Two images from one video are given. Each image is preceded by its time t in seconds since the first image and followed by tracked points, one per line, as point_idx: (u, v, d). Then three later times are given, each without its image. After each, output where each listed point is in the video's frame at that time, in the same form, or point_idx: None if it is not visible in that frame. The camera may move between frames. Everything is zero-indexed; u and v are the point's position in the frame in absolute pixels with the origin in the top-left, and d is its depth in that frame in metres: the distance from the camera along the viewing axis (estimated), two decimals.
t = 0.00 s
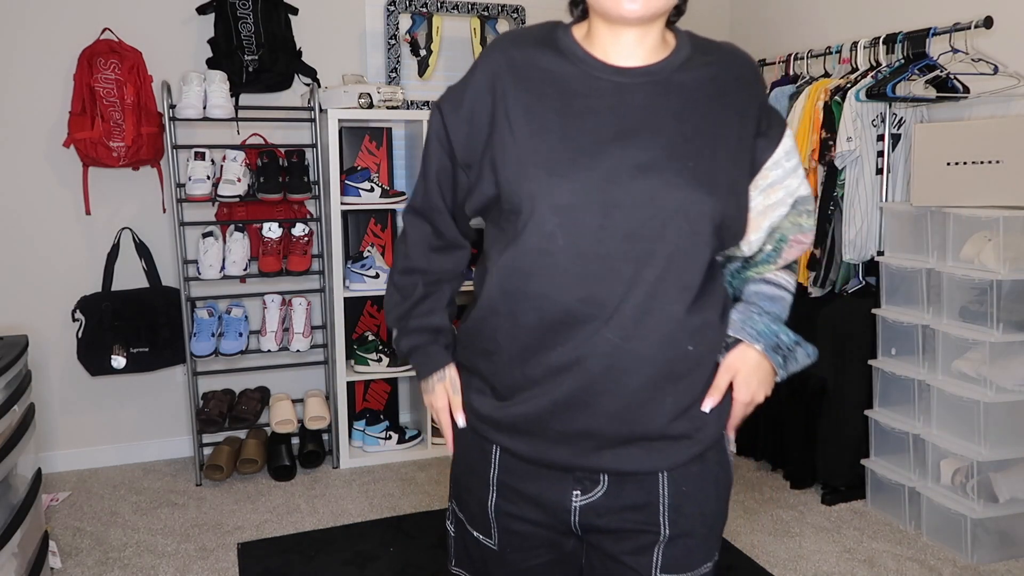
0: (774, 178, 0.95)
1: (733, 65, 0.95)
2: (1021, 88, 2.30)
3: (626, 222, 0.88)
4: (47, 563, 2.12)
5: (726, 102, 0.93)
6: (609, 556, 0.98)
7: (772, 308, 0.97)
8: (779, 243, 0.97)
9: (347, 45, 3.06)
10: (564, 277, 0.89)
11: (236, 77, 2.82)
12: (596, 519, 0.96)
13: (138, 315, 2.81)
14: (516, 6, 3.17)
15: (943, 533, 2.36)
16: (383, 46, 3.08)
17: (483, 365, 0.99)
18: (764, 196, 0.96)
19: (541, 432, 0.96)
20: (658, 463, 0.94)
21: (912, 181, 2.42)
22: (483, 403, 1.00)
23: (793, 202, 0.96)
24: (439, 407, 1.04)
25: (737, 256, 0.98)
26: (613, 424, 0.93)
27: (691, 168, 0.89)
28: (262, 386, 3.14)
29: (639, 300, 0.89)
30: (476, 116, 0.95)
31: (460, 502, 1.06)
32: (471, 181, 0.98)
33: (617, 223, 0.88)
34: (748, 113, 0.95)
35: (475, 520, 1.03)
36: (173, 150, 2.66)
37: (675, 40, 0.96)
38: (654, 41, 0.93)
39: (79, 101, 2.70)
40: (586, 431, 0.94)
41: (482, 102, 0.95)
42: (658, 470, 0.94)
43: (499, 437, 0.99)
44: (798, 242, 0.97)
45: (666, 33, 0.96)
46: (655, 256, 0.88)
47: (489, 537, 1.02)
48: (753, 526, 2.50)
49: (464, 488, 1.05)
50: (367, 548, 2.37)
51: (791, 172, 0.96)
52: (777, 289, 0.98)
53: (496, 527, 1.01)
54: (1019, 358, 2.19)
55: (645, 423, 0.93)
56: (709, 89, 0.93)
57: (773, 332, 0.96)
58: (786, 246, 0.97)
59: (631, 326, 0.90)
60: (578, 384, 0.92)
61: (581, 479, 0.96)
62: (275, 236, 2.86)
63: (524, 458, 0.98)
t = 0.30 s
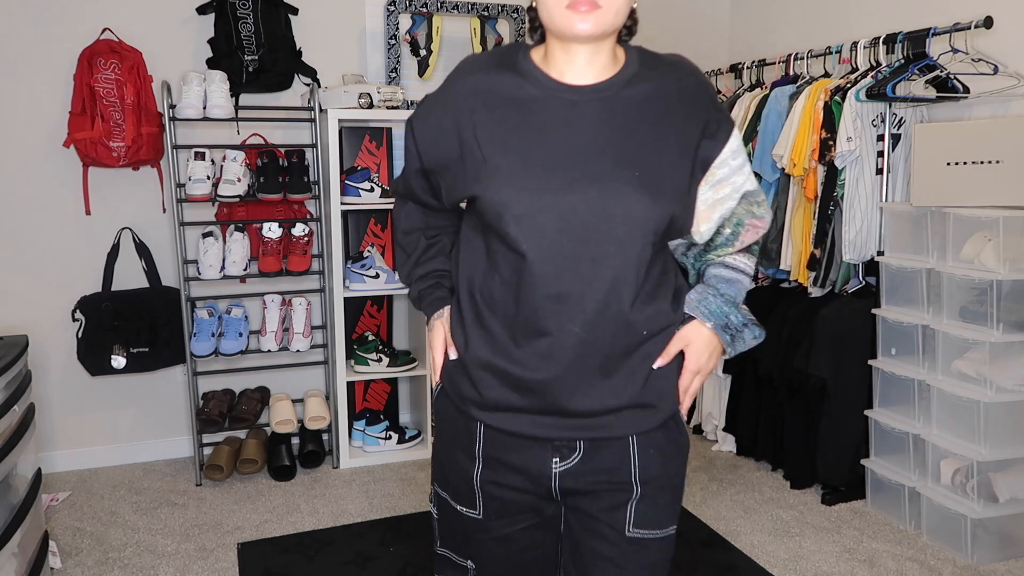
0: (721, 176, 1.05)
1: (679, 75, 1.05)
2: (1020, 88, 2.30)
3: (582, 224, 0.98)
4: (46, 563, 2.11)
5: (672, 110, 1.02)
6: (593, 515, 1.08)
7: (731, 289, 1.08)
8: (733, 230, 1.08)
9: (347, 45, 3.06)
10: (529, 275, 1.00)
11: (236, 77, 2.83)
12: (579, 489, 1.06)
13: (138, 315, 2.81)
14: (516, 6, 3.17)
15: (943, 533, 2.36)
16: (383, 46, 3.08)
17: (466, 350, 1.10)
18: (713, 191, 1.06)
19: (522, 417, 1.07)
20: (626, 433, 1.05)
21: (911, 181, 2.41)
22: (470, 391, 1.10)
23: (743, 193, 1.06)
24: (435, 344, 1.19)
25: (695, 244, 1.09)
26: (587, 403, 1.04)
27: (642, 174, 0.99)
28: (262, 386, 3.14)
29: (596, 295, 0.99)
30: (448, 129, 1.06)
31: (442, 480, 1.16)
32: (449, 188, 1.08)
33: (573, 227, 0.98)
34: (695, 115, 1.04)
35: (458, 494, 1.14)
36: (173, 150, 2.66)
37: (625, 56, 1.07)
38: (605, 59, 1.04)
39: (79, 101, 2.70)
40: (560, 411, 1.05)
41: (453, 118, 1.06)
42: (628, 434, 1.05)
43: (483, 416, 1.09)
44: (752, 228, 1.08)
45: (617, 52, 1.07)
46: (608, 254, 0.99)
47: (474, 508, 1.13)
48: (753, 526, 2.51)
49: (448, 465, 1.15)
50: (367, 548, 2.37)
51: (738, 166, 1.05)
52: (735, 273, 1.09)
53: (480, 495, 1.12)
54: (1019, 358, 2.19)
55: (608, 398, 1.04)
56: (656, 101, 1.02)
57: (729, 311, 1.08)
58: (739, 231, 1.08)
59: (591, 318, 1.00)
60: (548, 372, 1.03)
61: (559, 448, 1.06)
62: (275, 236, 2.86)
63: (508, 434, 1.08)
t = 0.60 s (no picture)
0: (688, 179, 1.18)
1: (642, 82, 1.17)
2: (1021, 89, 2.30)
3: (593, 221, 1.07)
4: (47, 564, 2.11)
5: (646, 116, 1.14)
6: (593, 481, 1.14)
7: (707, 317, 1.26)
8: (695, 237, 1.22)
9: (347, 45, 3.05)
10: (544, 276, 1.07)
11: (236, 77, 2.83)
12: (581, 456, 1.13)
13: (137, 315, 2.81)
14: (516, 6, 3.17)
15: (943, 533, 2.36)
16: (383, 46, 3.08)
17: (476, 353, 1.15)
18: (681, 195, 1.19)
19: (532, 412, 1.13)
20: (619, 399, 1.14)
21: (911, 181, 2.41)
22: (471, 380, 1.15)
23: (706, 201, 1.20)
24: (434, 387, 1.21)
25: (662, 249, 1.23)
26: (590, 388, 1.11)
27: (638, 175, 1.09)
28: (262, 386, 3.14)
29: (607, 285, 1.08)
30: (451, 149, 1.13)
31: (449, 464, 1.19)
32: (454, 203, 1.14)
33: (583, 226, 1.07)
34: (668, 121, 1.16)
35: (467, 476, 1.17)
36: (173, 150, 2.66)
37: (604, 69, 1.17)
38: (585, 69, 1.13)
39: (78, 101, 2.70)
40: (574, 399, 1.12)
41: (453, 134, 1.12)
42: (627, 407, 1.13)
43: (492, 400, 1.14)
44: (711, 238, 1.23)
45: (594, 64, 1.17)
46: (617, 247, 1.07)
47: (484, 488, 1.16)
48: (753, 526, 2.51)
49: (454, 450, 1.18)
50: (367, 548, 2.37)
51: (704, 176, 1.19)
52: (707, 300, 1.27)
53: (490, 476, 1.15)
54: (1019, 358, 2.20)
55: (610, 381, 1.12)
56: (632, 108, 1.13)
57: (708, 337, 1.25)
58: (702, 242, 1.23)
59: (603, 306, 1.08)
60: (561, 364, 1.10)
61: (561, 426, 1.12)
62: (275, 236, 2.85)
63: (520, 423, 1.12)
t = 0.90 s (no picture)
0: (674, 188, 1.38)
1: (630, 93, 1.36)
2: (1021, 88, 2.30)
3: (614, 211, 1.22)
4: (46, 563, 2.11)
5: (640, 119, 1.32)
6: (607, 471, 1.33)
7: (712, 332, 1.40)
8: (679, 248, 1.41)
9: (347, 45, 3.06)
10: (571, 264, 1.22)
11: (236, 77, 2.83)
12: (600, 448, 1.31)
13: (138, 315, 2.81)
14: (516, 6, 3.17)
15: (943, 533, 2.36)
16: (383, 46, 3.08)
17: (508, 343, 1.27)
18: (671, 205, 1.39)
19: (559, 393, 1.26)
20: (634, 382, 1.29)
21: (911, 181, 2.41)
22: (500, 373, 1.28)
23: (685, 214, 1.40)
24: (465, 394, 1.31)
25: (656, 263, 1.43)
26: (612, 364, 1.26)
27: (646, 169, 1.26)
28: (262, 386, 3.14)
29: (627, 265, 1.24)
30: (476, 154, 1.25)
31: (478, 462, 1.33)
32: (478, 204, 1.27)
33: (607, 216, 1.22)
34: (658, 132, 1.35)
35: (501, 470, 1.30)
36: (173, 150, 2.66)
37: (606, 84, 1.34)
38: (591, 79, 1.30)
39: (79, 101, 2.70)
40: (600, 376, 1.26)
41: (480, 138, 1.25)
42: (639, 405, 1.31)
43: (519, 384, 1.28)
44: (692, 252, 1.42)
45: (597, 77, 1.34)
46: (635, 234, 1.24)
47: (518, 480, 1.30)
48: (753, 526, 2.51)
49: (485, 446, 1.31)
50: (367, 548, 2.37)
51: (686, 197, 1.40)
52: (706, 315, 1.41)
53: (526, 466, 1.29)
54: (1019, 358, 2.19)
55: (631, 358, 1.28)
56: (627, 113, 1.31)
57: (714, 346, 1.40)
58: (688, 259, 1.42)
59: (624, 285, 1.24)
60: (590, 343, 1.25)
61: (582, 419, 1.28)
62: (275, 236, 2.85)
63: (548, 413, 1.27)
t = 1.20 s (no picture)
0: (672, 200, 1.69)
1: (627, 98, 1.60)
2: (1020, 88, 2.31)
3: (642, 199, 1.47)
4: (46, 563, 2.11)
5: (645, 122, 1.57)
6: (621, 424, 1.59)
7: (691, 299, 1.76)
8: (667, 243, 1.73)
9: (347, 45, 3.05)
10: (607, 241, 1.45)
11: (236, 77, 2.83)
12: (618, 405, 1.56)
13: (138, 315, 2.81)
14: (516, 6, 3.17)
15: (943, 532, 2.36)
16: (383, 46, 3.08)
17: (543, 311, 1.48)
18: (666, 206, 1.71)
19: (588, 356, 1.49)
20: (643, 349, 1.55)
21: (911, 181, 2.41)
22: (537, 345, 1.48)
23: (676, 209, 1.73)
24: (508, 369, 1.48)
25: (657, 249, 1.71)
26: (631, 332, 1.50)
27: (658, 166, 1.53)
28: (262, 386, 3.14)
29: (649, 246, 1.49)
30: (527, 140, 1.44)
31: (517, 437, 1.53)
32: (524, 186, 1.45)
33: (636, 202, 1.46)
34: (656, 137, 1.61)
35: (542, 440, 1.51)
36: (173, 150, 2.66)
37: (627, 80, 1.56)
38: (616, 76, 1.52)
39: (79, 101, 2.70)
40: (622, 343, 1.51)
41: (530, 130, 1.44)
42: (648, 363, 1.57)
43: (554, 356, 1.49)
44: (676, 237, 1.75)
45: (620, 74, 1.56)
46: (655, 219, 1.50)
47: (558, 445, 1.52)
48: (753, 526, 2.51)
49: (526, 417, 1.51)
50: (367, 548, 2.37)
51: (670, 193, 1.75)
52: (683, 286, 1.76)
53: (563, 431, 1.52)
54: (1018, 358, 2.20)
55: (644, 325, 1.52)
56: (639, 118, 1.55)
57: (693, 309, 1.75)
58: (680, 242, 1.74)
59: (645, 262, 1.49)
60: (618, 312, 1.48)
61: (607, 384, 1.53)
62: (275, 236, 2.85)
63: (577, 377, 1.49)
